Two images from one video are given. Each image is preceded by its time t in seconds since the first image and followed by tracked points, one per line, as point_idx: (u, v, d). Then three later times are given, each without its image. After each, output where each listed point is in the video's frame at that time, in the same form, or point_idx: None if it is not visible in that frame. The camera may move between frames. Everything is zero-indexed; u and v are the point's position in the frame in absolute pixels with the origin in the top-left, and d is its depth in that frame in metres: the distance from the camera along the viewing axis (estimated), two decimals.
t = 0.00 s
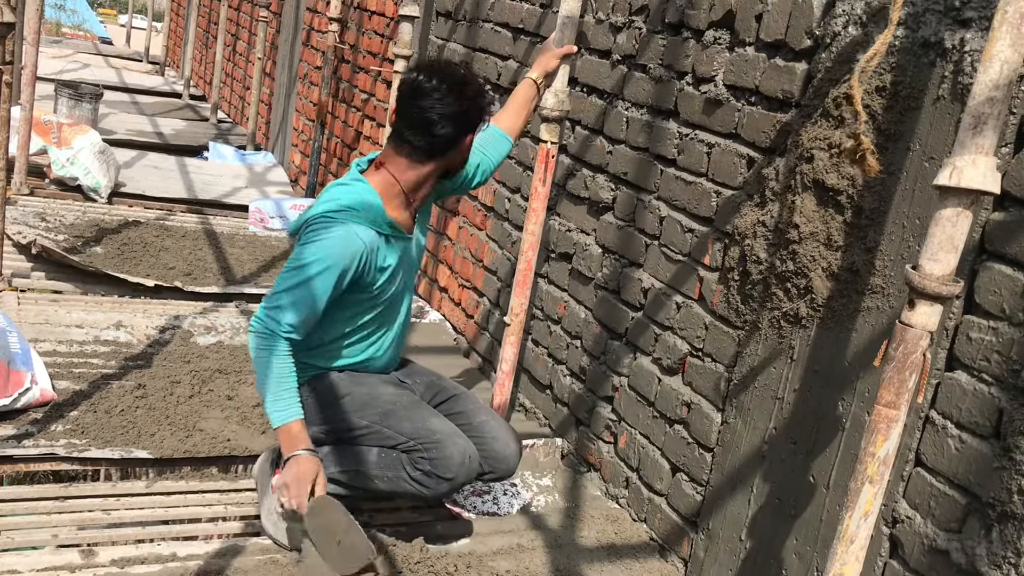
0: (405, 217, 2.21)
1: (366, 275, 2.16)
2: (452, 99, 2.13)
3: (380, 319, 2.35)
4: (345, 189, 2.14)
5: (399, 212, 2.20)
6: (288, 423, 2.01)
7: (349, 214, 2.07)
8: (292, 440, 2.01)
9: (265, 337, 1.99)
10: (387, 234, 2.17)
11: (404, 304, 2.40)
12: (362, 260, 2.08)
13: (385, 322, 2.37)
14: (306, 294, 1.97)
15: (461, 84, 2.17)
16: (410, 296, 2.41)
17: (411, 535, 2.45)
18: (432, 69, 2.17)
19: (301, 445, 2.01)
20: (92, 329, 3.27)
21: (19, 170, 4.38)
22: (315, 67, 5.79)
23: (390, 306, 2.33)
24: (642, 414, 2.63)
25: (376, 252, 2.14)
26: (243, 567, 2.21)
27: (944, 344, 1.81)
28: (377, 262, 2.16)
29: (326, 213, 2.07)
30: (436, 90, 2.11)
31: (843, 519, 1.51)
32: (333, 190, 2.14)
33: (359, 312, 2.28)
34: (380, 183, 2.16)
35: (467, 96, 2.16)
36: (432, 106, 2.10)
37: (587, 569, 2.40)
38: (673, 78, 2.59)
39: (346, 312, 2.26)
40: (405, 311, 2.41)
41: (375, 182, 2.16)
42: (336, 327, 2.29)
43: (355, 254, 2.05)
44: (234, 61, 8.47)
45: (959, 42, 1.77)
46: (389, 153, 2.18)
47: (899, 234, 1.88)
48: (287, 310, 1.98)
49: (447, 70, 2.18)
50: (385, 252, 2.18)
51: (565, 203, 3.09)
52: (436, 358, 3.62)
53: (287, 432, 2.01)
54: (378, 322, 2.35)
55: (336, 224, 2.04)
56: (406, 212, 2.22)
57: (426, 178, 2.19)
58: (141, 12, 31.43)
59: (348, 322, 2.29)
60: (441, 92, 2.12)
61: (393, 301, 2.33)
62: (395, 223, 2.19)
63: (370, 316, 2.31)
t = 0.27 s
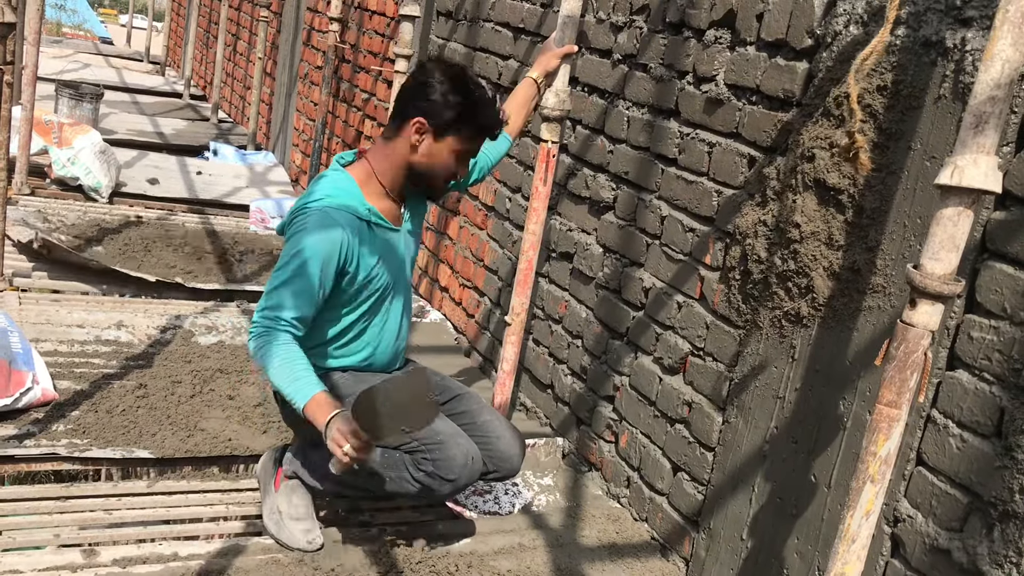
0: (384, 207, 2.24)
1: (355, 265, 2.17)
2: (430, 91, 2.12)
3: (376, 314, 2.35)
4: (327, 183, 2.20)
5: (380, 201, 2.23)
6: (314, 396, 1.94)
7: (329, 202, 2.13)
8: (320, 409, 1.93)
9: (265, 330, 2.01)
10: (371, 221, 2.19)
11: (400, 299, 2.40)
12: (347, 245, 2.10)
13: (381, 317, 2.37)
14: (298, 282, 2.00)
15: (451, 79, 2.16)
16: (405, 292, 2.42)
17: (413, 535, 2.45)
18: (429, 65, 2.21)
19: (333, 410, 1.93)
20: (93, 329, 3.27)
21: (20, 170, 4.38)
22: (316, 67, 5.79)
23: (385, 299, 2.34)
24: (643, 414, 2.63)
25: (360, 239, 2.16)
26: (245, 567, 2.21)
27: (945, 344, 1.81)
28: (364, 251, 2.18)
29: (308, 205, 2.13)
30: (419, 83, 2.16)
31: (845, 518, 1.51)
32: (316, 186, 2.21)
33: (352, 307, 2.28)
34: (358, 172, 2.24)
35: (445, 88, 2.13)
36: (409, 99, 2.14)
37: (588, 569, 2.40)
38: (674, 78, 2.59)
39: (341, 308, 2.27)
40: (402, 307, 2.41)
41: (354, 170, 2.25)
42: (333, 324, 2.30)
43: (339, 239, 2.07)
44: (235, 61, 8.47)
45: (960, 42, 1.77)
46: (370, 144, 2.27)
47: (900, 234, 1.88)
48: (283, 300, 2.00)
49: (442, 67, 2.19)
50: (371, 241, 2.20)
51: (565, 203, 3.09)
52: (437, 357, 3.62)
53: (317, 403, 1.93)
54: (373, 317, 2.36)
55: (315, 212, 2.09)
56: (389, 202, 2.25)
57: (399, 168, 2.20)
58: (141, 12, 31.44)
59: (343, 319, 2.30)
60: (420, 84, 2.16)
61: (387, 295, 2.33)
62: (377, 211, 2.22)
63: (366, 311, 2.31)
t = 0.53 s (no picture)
0: (379, 206, 2.24)
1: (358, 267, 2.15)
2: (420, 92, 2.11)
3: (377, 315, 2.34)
4: (328, 185, 2.19)
5: (377, 199, 2.24)
6: (302, 452, 1.97)
7: (331, 204, 2.11)
8: (304, 474, 1.97)
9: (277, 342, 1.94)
10: (372, 221, 2.19)
11: (400, 300, 2.38)
12: (352, 246, 2.08)
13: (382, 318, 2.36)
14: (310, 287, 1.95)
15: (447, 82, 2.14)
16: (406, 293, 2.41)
17: (414, 535, 2.46)
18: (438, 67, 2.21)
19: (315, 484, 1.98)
20: (95, 330, 3.28)
21: (21, 171, 4.39)
22: (317, 68, 5.80)
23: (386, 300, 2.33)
24: (644, 415, 2.63)
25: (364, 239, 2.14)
26: (246, 568, 2.21)
27: (947, 344, 1.81)
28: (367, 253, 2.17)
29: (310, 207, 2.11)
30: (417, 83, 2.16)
31: (846, 519, 1.51)
32: (317, 188, 2.20)
33: (356, 309, 2.26)
34: (359, 170, 2.25)
35: (434, 89, 2.11)
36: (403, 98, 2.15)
37: (589, 570, 2.40)
38: (675, 79, 2.59)
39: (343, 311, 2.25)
40: (402, 308, 2.40)
41: (355, 168, 2.27)
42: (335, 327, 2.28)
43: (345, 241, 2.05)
44: (235, 62, 8.47)
45: (961, 43, 1.77)
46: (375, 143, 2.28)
47: (902, 234, 1.88)
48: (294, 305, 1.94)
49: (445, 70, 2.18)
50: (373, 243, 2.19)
51: (566, 204, 3.10)
52: (438, 358, 3.63)
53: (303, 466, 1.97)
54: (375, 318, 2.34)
55: (318, 214, 2.06)
56: (388, 201, 2.25)
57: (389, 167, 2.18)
58: (142, 13, 31.43)
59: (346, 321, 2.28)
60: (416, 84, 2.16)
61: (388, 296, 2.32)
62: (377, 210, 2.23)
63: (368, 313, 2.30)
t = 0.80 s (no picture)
0: (390, 217, 2.22)
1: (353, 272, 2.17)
2: (434, 104, 2.11)
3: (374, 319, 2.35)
4: (336, 186, 2.20)
5: (387, 210, 2.22)
6: (221, 409, 1.97)
7: (335, 208, 2.12)
8: (215, 424, 1.97)
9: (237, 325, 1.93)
10: (375, 231, 2.18)
11: (397, 311, 2.39)
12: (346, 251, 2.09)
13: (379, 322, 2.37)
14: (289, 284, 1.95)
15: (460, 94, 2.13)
16: (407, 298, 2.41)
17: (415, 536, 2.46)
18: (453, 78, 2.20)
19: (223, 436, 1.99)
20: (94, 331, 3.27)
21: (21, 172, 4.38)
22: (317, 69, 5.80)
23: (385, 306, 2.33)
24: (644, 416, 2.63)
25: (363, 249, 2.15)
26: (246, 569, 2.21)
27: (947, 346, 1.81)
28: (365, 259, 2.17)
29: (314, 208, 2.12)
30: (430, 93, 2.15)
31: (846, 521, 1.51)
32: (326, 188, 2.21)
33: (353, 311, 2.28)
34: (370, 178, 2.23)
35: (447, 101, 2.11)
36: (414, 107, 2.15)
37: (589, 571, 2.40)
38: (674, 80, 2.59)
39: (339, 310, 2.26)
40: (398, 319, 2.41)
41: (368, 176, 2.25)
42: (331, 325, 2.29)
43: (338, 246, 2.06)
44: (235, 63, 8.48)
45: (960, 44, 1.77)
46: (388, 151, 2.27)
47: (901, 236, 1.88)
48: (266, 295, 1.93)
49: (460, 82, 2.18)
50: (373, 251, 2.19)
51: (566, 205, 3.09)
52: (438, 359, 3.63)
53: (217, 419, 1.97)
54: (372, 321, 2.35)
55: (320, 218, 2.07)
56: (398, 212, 2.23)
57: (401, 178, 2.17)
58: (143, 14, 31.44)
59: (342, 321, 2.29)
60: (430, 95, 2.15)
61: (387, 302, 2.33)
62: (385, 221, 2.21)
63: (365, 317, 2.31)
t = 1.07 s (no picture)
0: (398, 235, 2.17)
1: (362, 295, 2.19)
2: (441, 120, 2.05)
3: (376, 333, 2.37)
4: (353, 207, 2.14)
5: (394, 230, 2.17)
6: (220, 423, 1.97)
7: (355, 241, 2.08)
8: (218, 440, 1.97)
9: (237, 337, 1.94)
10: (387, 260, 2.17)
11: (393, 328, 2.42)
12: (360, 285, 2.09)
13: (379, 333, 2.39)
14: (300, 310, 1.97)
15: (466, 107, 2.08)
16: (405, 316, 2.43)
17: (413, 537, 2.45)
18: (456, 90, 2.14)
19: (224, 449, 1.99)
20: (93, 331, 3.27)
21: (20, 172, 4.38)
22: (316, 70, 5.80)
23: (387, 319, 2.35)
24: (642, 417, 2.63)
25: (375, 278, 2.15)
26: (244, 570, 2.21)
27: (944, 347, 1.81)
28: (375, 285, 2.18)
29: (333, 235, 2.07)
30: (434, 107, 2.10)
31: (843, 522, 1.51)
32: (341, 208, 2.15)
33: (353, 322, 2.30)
34: (378, 195, 2.17)
35: (453, 116, 2.05)
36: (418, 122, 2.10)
37: (587, 572, 2.40)
38: (673, 81, 2.59)
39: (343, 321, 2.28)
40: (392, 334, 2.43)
41: (376, 196, 2.17)
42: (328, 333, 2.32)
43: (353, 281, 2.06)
44: (235, 63, 8.48)
45: (959, 46, 1.77)
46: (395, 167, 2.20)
47: (899, 237, 1.88)
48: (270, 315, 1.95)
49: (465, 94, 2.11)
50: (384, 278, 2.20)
51: (565, 206, 3.09)
52: (436, 360, 3.62)
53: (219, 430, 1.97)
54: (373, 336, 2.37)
55: (338, 248, 2.05)
56: (405, 232, 2.19)
57: (409, 196, 2.12)
58: (142, 14, 31.43)
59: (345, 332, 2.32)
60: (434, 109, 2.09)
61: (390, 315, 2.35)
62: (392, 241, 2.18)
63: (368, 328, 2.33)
